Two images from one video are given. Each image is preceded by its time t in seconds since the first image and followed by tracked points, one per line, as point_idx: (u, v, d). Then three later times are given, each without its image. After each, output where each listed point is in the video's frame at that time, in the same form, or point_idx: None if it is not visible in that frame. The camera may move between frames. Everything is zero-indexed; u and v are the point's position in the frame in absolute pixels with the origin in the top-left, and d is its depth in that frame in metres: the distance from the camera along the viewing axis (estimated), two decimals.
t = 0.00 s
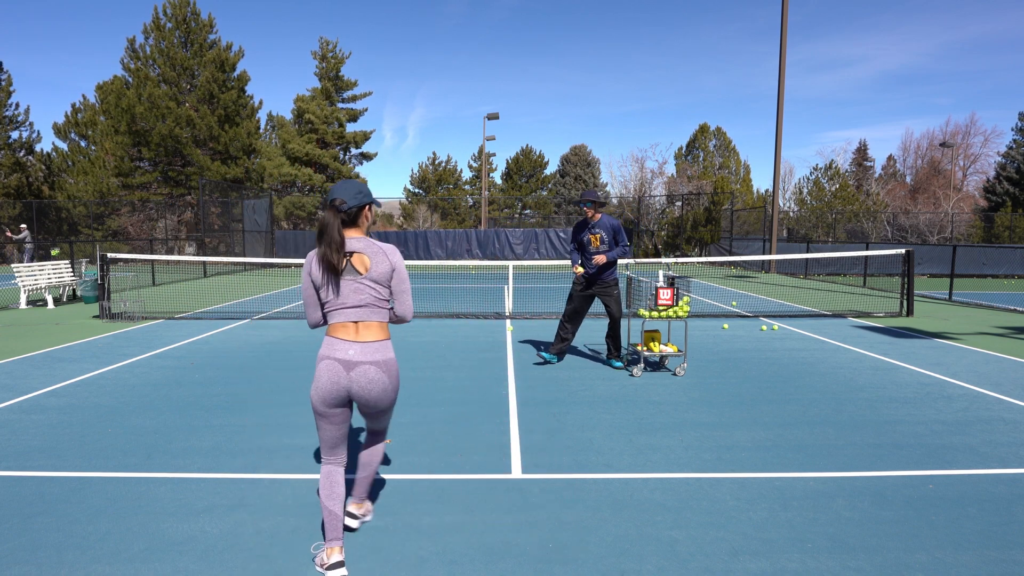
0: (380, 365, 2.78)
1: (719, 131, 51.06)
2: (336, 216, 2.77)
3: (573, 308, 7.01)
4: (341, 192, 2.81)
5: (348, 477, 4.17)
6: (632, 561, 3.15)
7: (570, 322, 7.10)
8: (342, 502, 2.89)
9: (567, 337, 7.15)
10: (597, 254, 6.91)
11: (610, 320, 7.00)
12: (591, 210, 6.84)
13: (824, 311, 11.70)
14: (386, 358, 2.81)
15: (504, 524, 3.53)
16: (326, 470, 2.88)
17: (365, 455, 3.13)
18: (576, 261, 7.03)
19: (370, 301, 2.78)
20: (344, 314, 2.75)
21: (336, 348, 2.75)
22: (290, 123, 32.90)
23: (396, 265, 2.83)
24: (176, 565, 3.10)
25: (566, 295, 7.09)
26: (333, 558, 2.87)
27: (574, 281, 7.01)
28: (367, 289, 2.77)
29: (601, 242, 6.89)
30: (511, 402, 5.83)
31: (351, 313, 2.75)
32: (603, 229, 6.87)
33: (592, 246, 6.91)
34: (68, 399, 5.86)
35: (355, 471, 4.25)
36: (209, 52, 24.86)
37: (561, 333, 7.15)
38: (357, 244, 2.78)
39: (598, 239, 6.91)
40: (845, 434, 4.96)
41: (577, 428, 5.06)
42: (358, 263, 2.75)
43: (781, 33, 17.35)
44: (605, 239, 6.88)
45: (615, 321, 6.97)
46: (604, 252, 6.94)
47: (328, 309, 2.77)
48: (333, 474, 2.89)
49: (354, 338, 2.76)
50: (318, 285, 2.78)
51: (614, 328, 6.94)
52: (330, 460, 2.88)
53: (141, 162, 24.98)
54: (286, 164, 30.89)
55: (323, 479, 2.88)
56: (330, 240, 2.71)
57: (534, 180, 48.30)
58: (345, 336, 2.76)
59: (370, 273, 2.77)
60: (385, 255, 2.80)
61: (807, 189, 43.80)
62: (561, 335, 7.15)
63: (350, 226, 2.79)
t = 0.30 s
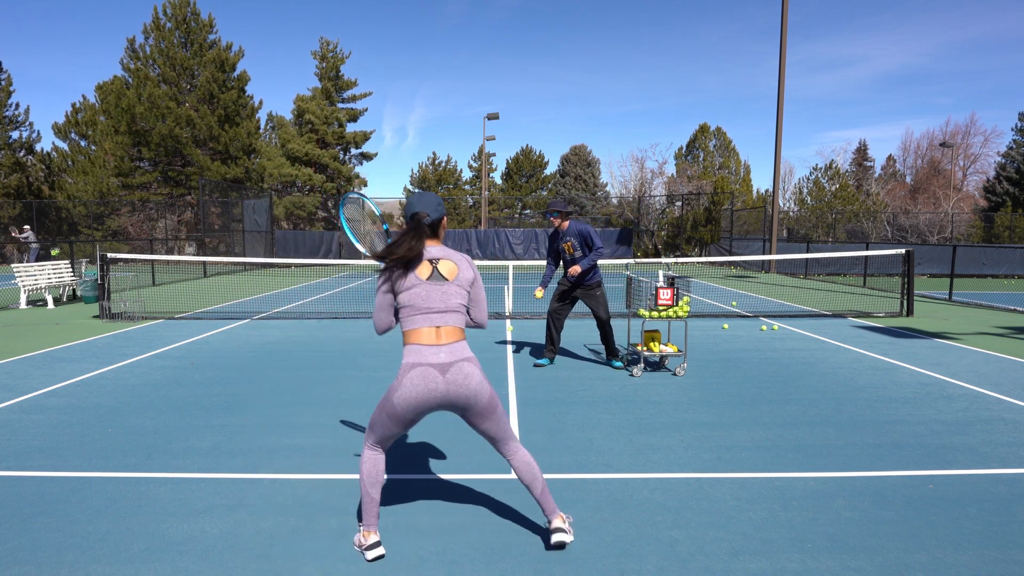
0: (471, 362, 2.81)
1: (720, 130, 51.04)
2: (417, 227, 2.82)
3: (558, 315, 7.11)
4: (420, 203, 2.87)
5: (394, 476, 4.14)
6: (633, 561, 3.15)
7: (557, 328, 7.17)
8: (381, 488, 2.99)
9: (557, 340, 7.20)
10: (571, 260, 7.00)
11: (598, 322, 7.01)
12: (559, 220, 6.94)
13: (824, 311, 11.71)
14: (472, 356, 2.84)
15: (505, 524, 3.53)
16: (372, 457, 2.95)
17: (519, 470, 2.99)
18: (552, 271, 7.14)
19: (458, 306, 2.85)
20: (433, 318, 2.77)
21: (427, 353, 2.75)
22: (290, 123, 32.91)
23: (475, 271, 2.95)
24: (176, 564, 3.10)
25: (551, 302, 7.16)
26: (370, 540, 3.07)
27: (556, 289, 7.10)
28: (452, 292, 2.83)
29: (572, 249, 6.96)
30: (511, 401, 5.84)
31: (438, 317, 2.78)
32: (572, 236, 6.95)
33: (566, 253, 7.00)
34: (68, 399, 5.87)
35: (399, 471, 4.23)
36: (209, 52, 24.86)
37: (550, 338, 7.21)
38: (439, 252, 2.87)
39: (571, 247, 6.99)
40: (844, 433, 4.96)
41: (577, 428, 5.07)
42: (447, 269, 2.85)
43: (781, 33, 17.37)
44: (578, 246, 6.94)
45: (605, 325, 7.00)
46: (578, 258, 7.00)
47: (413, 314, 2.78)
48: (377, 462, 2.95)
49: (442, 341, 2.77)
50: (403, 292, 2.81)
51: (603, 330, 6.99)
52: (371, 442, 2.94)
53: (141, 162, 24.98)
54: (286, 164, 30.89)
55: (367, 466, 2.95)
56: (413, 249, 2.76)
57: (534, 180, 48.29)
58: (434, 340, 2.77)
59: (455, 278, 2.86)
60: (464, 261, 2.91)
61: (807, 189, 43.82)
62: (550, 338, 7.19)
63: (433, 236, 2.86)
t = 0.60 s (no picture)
0: (511, 393, 2.79)
1: (720, 130, 51.00)
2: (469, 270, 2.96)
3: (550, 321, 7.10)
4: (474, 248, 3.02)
5: (428, 476, 4.16)
6: (633, 561, 3.15)
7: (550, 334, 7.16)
8: (401, 497, 2.97)
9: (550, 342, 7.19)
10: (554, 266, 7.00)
11: (588, 323, 7.06)
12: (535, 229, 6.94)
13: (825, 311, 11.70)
14: (512, 386, 2.81)
15: (506, 524, 3.53)
16: (400, 466, 2.93)
17: (542, 471, 2.96)
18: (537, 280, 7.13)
19: (502, 340, 2.89)
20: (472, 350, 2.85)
21: (465, 384, 2.79)
22: (290, 123, 32.90)
23: (524, 307, 2.99)
24: (176, 565, 3.10)
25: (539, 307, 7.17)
26: (373, 543, 3.07)
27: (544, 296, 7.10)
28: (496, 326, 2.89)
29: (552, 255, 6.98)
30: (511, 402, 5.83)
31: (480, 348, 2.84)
32: (551, 242, 6.96)
33: (547, 260, 7.01)
34: (68, 399, 5.87)
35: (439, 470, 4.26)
36: (209, 52, 24.85)
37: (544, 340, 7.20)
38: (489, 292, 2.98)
39: (551, 253, 7.00)
40: (844, 433, 4.96)
41: (577, 428, 5.06)
42: (492, 306, 2.94)
43: (781, 32, 17.38)
44: (558, 251, 6.96)
45: (594, 323, 7.03)
46: (560, 263, 7.02)
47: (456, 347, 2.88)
48: (404, 470, 2.93)
49: (482, 371, 2.81)
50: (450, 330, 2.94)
51: (595, 331, 7.04)
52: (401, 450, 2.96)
53: (142, 162, 24.97)
54: (286, 164, 30.88)
55: (395, 473, 2.93)
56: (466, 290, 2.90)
57: (534, 180, 48.27)
58: (473, 372, 2.82)
59: (501, 312, 2.94)
60: (514, 298, 2.99)
61: (807, 189, 43.81)
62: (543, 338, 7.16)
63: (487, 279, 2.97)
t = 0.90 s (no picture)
0: (510, 386, 2.78)
1: (720, 130, 50.99)
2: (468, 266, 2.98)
3: (545, 319, 7.04)
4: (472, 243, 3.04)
5: (428, 476, 4.15)
6: (633, 561, 3.15)
7: (546, 333, 7.12)
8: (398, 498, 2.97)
9: (548, 342, 7.19)
10: (548, 262, 6.95)
11: (582, 320, 7.07)
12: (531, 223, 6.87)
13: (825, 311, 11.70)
14: (510, 379, 2.82)
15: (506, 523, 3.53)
16: (397, 466, 2.92)
17: (540, 471, 2.95)
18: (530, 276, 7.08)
19: (500, 335, 2.90)
20: (472, 345, 2.85)
21: (466, 377, 2.78)
22: (290, 123, 32.90)
23: (521, 304, 3.01)
24: (176, 564, 3.10)
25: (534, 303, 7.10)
26: (372, 544, 3.07)
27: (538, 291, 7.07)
28: (494, 321, 2.91)
29: (546, 251, 6.95)
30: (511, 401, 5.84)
31: (477, 343, 2.85)
32: (547, 237, 6.94)
33: (542, 255, 6.96)
34: (68, 399, 5.87)
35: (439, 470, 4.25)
36: (209, 52, 24.85)
37: (542, 341, 7.19)
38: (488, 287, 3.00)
39: (545, 248, 6.98)
40: (844, 433, 4.96)
41: (577, 428, 5.07)
42: (490, 300, 2.95)
43: (781, 32, 17.39)
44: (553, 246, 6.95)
45: (588, 320, 7.06)
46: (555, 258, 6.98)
47: (455, 341, 2.88)
48: (400, 471, 2.92)
49: (480, 365, 2.82)
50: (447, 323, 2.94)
51: (589, 328, 7.06)
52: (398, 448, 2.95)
53: (142, 162, 24.96)
54: (286, 164, 30.88)
55: (392, 472, 2.93)
56: (466, 284, 2.91)
57: (534, 180, 48.25)
58: (473, 364, 2.82)
59: (498, 308, 2.94)
60: (513, 296, 3.00)
61: (807, 189, 43.82)
62: (542, 340, 7.17)
63: (487, 274, 2.97)
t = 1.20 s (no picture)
0: (440, 373, 2.76)
1: (720, 130, 50.98)
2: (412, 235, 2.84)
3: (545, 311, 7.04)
4: (418, 209, 2.88)
5: (394, 476, 4.15)
6: (632, 560, 3.15)
7: (545, 327, 7.12)
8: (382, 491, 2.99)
9: (550, 340, 7.18)
10: (552, 252, 6.93)
11: (580, 315, 7.08)
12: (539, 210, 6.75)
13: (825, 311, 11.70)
14: (443, 365, 2.78)
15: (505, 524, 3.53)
16: (370, 461, 2.95)
17: (499, 473, 2.98)
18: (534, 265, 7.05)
19: (436, 316, 2.83)
20: (408, 326, 2.77)
21: (396, 362, 2.74)
22: (290, 123, 32.91)
23: (460, 282, 2.92)
24: (176, 564, 3.10)
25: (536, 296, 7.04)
26: (373, 543, 3.07)
27: (539, 283, 7.06)
28: (429, 301, 2.81)
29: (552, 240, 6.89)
30: (510, 401, 5.84)
31: (411, 325, 2.77)
32: (553, 225, 6.86)
33: (546, 244, 6.89)
34: (68, 399, 5.87)
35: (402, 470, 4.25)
36: (209, 52, 24.85)
37: (544, 338, 7.17)
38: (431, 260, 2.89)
39: (549, 236, 6.91)
40: (845, 434, 4.96)
41: (577, 428, 5.07)
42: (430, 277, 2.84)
43: (781, 32, 17.39)
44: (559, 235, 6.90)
45: (583, 319, 7.09)
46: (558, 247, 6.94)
47: (390, 320, 2.80)
48: (376, 465, 2.95)
49: (412, 348, 2.75)
50: (383, 294, 2.82)
51: (585, 325, 7.07)
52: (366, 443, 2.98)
53: (142, 162, 24.96)
54: (286, 164, 30.89)
55: (367, 469, 2.95)
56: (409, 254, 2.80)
57: (534, 180, 48.27)
58: (405, 348, 2.75)
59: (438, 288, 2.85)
60: (453, 273, 2.91)
61: (807, 189, 43.84)
62: (544, 338, 7.16)
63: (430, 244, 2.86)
